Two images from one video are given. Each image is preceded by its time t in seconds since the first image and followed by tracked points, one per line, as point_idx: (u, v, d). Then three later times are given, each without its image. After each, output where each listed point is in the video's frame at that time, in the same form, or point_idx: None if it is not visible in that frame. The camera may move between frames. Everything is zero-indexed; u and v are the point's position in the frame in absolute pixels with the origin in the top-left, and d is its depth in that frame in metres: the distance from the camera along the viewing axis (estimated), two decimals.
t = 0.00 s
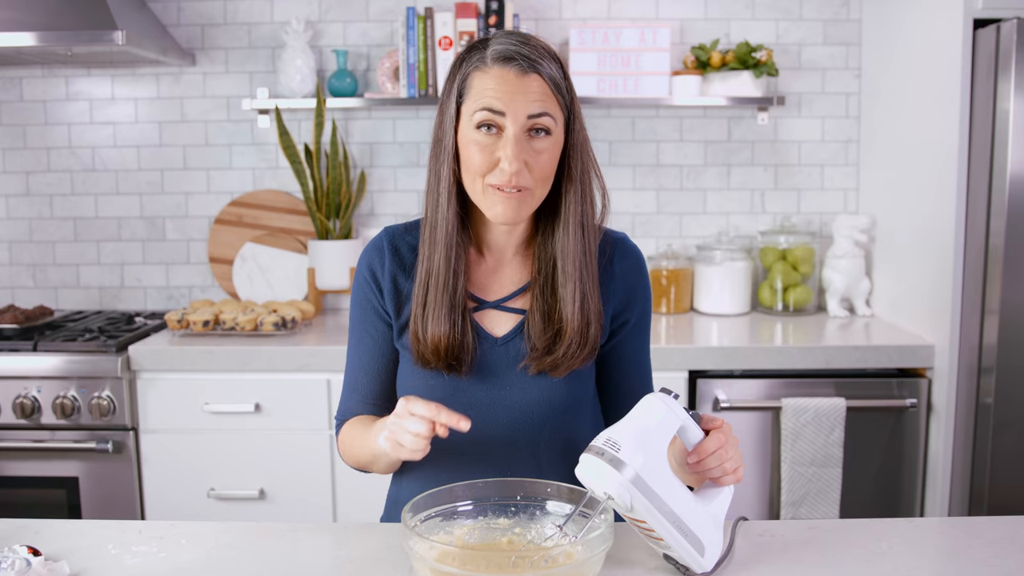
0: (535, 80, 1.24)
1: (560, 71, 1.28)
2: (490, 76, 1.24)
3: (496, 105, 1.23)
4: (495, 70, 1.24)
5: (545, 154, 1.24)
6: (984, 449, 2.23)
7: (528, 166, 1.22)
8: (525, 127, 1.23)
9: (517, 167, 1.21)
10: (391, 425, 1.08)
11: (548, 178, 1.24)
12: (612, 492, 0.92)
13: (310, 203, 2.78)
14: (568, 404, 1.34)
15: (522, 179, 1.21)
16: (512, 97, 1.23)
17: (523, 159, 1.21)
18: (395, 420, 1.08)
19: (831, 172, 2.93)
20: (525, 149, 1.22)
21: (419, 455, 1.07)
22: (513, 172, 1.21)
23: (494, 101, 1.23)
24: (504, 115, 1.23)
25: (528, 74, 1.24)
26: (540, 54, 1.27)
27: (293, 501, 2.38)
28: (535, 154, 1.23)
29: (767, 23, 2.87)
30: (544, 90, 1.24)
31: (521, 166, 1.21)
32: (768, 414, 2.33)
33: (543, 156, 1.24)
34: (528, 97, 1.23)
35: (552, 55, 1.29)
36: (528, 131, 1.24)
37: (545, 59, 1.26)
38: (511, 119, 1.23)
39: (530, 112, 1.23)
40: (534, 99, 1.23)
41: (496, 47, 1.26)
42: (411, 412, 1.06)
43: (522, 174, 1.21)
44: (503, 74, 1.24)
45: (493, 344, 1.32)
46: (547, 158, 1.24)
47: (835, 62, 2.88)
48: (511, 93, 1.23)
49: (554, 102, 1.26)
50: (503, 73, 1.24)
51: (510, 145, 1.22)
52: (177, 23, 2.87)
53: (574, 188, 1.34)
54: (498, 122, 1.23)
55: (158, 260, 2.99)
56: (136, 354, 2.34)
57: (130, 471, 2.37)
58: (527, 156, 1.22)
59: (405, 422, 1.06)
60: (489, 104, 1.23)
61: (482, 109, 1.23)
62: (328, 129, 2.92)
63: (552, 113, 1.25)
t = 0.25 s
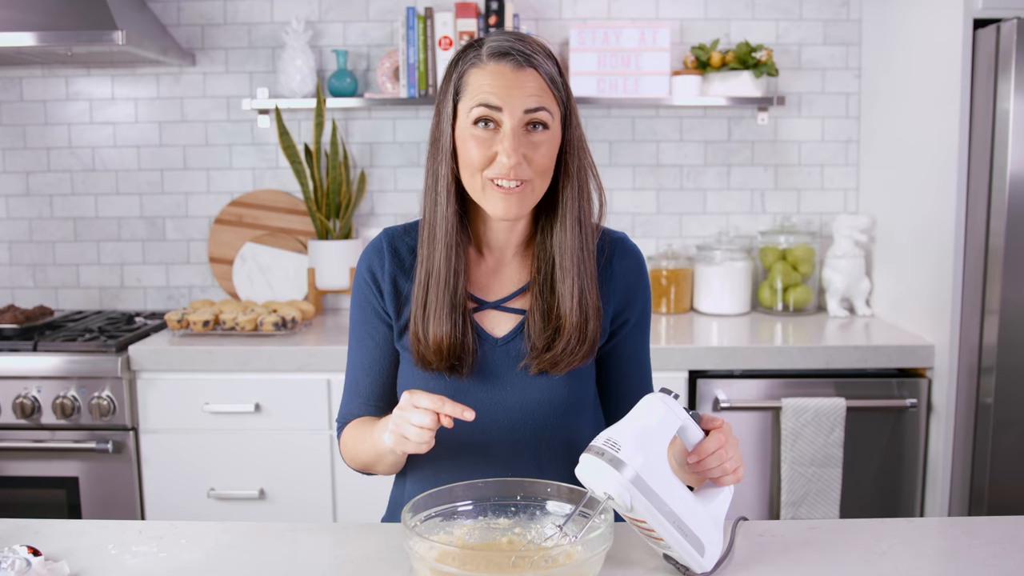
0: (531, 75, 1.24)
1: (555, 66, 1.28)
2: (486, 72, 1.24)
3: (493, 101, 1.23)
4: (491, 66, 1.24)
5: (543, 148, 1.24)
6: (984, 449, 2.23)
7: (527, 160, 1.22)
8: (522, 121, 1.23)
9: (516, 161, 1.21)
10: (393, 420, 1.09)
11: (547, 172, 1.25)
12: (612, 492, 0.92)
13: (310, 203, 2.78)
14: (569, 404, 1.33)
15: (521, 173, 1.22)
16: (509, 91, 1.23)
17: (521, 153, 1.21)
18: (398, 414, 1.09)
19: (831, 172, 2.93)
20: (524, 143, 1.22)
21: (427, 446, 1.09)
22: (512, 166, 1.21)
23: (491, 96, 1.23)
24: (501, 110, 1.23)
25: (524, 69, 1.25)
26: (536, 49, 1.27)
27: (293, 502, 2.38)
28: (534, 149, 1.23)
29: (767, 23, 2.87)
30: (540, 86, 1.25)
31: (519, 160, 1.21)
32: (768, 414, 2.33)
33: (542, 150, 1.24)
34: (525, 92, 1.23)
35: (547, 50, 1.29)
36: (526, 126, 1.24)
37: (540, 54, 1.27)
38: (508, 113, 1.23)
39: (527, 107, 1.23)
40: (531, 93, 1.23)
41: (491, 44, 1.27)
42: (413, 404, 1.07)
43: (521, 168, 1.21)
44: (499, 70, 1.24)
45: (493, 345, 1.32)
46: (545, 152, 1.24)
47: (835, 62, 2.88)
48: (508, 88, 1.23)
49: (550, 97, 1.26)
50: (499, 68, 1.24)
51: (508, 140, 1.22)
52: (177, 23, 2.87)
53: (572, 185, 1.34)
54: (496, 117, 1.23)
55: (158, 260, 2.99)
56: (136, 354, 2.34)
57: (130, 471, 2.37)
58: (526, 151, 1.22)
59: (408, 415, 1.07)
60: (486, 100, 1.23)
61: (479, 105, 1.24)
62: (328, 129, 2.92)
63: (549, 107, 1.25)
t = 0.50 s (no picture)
0: (531, 75, 1.25)
1: (556, 67, 1.28)
2: (486, 72, 1.24)
3: (492, 101, 1.23)
4: (490, 67, 1.24)
5: (543, 148, 1.24)
6: (984, 449, 2.23)
7: (528, 160, 1.22)
8: (522, 121, 1.23)
9: (516, 162, 1.21)
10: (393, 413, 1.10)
11: (548, 172, 1.25)
12: (612, 492, 0.92)
13: (310, 203, 2.78)
14: (570, 405, 1.33)
15: (522, 173, 1.22)
16: (509, 92, 1.23)
17: (522, 154, 1.22)
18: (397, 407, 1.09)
19: (831, 172, 2.93)
20: (524, 143, 1.22)
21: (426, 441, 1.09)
22: (513, 167, 1.21)
23: (491, 97, 1.23)
24: (501, 111, 1.23)
25: (524, 70, 1.25)
26: (535, 49, 1.27)
27: (293, 502, 2.38)
28: (534, 149, 1.23)
29: (767, 23, 2.87)
30: (540, 86, 1.25)
31: (520, 160, 1.21)
32: (768, 414, 2.33)
33: (542, 150, 1.24)
34: (525, 93, 1.23)
35: (547, 50, 1.29)
36: (526, 127, 1.24)
37: (540, 54, 1.27)
38: (508, 114, 1.23)
39: (527, 107, 1.23)
40: (530, 94, 1.24)
41: (490, 44, 1.27)
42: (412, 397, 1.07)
43: (522, 168, 1.22)
44: (498, 70, 1.24)
45: (494, 345, 1.32)
46: (545, 152, 1.24)
47: (835, 62, 2.88)
48: (508, 88, 1.23)
49: (550, 97, 1.26)
50: (499, 68, 1.24)
51: (508, 140, 1.22)
52: (177, 23, 2.87)
53: (571, 185, 1.34)
54: (496, 118, 1.23)
55: (158, 260, 2.99)
56: (136, 354, 2.33)
57: (130, 471, 2.37)
58: (526, 151, 1.22)
59: (408, 408, 1.07)
60: (486, 100, 1.23)
61: (479, 105, 1.24)
62: (328, 129, 2.92)
63: (549, 108, 1.25)
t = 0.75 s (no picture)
0: (534, 70, 1.24)
1: (558, 63, 1.28)
2: (488, 67, 1.24)
3: (495, 95, 1.23)
4: (493, 62, 1.24)
5: (545, 143, 1.24)
6: (984, 449, 2.23)
7: (529, 154, 1.22)
8: (525, 116, 1.23)
9: (518, 155, 1.21)
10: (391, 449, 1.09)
11: (550, 167, 1.24)
12: (612, 492, 0.92)
13: (310, 203, 2.79)
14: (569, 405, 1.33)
15: (524, 168, 1.22)
16: (512, 86, 1.23)
17: (524, 148, 1.22)
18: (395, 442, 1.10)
19: (831, 172, 2.93)
20: (526, 138, 1.22)
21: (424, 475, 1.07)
22: (515, 161, 1.21)
23: (493, 91, 1.23)
24: (503, 105, 1.23)
25: (527, 64, 1.24)
26: (538, 45, 1.27)
27: (293, 502, 2.38)
28: (536, 143, 1.23)
29: (767, 23, 2.87)
30: (543, 80, 1.25)
31: (522, 153, 1.21)
32: (768, 415, 2.33)
33: (545, 144, 1.24)
34: (527, 87, 1.23)
35: (549, 46, 1.29)
36: (528, 121, 1.24)
37: (542, 50, 1.27)
38: (511, 108, 1.23)
39: (529, 101, 1.23)
40: (533, 88, 1.23)
41: (494, 40, 1.27)
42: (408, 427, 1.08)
43: (524, 162, 1.22)
44: (501, 65, 1.24)
45: (494, 346, 1.32)
46: (547, 146, 1.24)
47: (835, 62, 2.88)
48: (510, 83, 1.23)
49: (553, 92, 1.26)
50: (501, 63, 1.24)
51: (510, 134, 1.22)
52: (177, 23, 2.87)
53: (572, 184, 1.34)
54: (498, 112, 1.23)
55: (158, 260, 2.99)
56: (136, 354, 2.33)
57: (130, 471, 2.37)
58: (528, 145, 1.22)
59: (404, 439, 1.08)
60: (488, 95, 1.23)
61: (481, 100, 1.24)
62: (328, 129, 2.92)
63: (551, 102, 1.25)
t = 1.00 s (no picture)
0: (536, 61, 1.27)
1: (558, 59, 1.31)
2: (490, 55, 1.26)
3: (498, 80, 1.24)
4: (495, 51, 1.27)
5: (547, 129, 1.25)
6: (984, 449, 2.23)
7: (532, 137, 1.22)
8: (526, 102, 1.24)
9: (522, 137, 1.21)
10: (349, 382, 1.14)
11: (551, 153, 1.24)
12: (612, 492, 0.92)
13: (310, 203, 2.79)
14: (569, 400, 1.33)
15: (526, 148, 1.21)
16: (514, 72, 1.25)
17: (526, 130, 1.22)
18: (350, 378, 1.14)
19: (831, 172, 2.93)
20: (528, 122, 1.23)
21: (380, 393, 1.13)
22: (518, 141, 1.20)
23: (496, 77, 1.24)
24: (506, 90, 1.24)
25: (527, 55, 1.27)
26: (538, 41, 1.30)
27: (293, 501, 2.38)
28: (538, 128, 1.24)
29: (767, 23, 2.87)
30: (544, 71, 1.27)
31: (525, 135, 1.21)
32: (768, 414, 2.33)
33: (546, 131, 1.24)
34: (529, 75, 1.25)
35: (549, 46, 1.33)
36: (530, 108, 1.25)
37: (543, 46, 1.30)
38: (513, 92, 1.24)
39: (531, 88, 1.25)
40: (535, 77, 1.25)
41: (495, 35, 1.30)
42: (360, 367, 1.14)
43: (526, 144, 1.21)
44: (503, 54, 1.26)
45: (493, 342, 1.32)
46: (549, 133, 1.25)
47: (835, 62, 2.88)
48: (513, 70, 1.25)
49: (553, 84, 1.28)
50: (504, 53, 1.26)
51: (512, 117, 1.23)
52: (177, 23, 2.87)
53: (571, 181, 1.35)
54: (501, 97, 1.25)
55: (158, 260, 2.99)
56: (136, 354, 2.33)
57: (130, 471, 2.37)
58: (530, 129, 1.23)
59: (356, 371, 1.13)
60: (491, 80, 1.25)
61: (484, 85, 1.25)
62: (328, 129, 2.92)
63: (551, 92, 1.27)
